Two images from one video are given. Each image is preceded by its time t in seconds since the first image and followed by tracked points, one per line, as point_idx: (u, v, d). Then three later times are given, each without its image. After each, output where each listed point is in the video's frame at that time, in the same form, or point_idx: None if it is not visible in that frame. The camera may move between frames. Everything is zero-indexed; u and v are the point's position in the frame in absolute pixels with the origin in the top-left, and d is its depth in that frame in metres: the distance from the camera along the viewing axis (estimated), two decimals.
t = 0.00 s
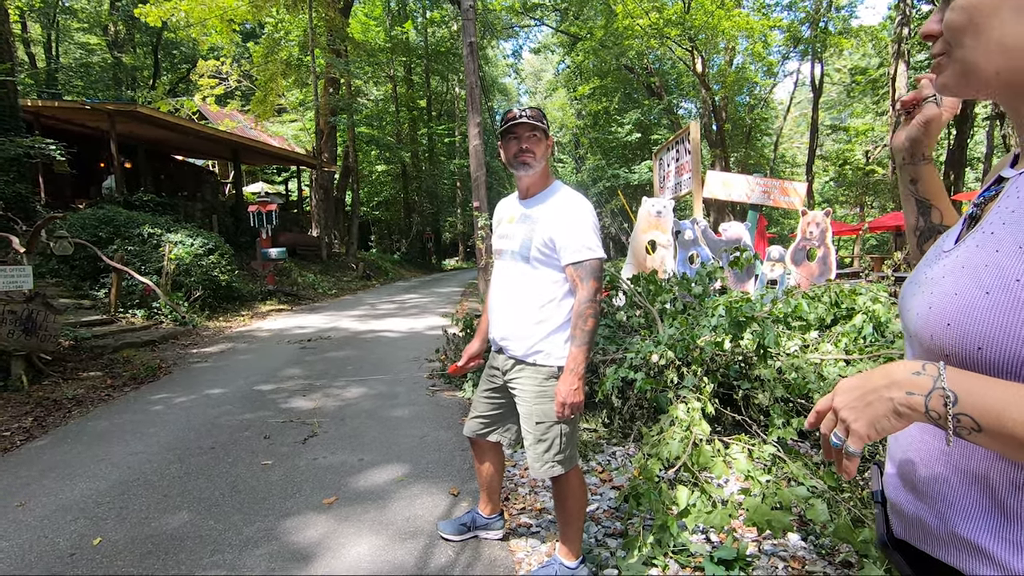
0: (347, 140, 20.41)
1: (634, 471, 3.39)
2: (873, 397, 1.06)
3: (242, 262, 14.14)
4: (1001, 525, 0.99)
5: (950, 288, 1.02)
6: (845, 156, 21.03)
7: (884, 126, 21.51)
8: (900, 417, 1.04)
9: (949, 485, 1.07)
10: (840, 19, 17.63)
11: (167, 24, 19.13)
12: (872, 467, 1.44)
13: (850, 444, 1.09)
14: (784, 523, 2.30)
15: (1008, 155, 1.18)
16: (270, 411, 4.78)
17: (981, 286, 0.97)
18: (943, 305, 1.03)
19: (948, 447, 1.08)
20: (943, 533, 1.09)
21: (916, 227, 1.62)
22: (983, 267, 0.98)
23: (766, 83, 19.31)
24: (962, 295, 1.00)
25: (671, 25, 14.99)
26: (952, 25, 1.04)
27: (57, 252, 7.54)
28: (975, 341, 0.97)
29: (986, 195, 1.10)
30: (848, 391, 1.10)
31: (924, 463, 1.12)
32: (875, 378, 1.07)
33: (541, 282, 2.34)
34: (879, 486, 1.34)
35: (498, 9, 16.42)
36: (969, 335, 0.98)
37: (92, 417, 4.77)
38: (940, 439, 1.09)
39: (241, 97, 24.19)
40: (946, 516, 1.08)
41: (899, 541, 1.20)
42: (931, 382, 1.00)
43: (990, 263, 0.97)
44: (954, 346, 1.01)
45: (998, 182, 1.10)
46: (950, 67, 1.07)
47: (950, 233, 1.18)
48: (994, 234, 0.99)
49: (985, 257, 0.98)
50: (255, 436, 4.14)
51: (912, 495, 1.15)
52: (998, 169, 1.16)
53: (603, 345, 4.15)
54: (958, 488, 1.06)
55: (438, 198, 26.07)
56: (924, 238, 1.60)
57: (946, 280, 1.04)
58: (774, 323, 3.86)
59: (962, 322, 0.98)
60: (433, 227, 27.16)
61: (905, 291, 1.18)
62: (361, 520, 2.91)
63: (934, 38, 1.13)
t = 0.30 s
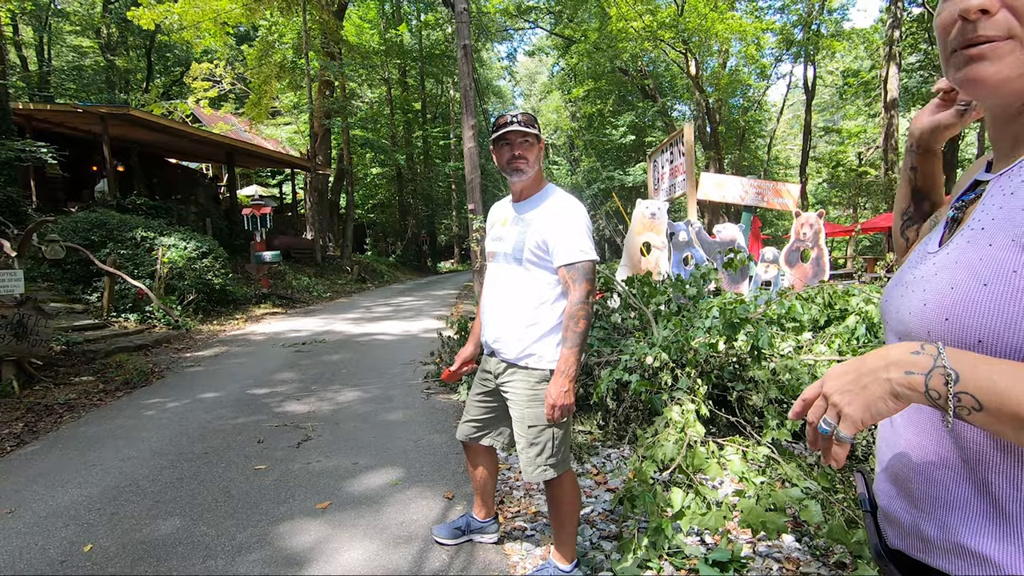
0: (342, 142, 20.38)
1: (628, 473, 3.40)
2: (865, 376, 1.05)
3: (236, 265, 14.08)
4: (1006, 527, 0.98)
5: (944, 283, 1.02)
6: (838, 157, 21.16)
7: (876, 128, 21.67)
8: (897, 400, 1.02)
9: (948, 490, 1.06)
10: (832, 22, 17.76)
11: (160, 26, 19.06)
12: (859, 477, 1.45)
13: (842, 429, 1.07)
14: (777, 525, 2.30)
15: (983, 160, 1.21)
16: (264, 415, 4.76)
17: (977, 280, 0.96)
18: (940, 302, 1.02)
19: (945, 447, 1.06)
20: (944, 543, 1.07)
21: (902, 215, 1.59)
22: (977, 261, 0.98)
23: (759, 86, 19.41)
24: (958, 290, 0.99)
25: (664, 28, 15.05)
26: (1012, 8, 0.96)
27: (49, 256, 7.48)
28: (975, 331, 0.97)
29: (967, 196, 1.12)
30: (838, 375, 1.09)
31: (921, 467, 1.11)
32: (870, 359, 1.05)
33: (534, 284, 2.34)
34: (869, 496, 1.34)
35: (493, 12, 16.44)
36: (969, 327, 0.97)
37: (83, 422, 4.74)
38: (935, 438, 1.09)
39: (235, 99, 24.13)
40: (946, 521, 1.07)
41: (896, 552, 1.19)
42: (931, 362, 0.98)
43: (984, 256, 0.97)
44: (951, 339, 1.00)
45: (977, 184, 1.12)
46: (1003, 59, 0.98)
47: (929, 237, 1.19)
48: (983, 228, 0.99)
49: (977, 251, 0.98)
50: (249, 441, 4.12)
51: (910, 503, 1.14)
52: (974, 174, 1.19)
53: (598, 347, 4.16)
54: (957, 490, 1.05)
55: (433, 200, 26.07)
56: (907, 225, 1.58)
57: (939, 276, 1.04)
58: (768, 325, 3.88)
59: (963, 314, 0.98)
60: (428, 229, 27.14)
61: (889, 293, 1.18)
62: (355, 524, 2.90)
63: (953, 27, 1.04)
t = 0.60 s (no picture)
0: (330, 143, 20.27)
1: (617, 473, 3.41)
2: (881, 392, 0.98)
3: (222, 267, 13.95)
4: (1002, 529, 0.97)
5: (938, 283, 1.00)
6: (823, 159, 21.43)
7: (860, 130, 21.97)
8: (916, 413, 0.96)
9: (940, 492, 1.05)
10: (817, 26, 17.97)
11: (145, 25, 18.86)
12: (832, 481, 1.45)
13: (860, 451, 1.00)
14: (763, 523, 2.32)
15: (951, 164, 1.23)
16: (250, 418, 4.71)
17: (974, 277, 0.95)
18: (935, 300, 1.00)
19: (938, 448, 1.05)
20: (937, 546, 1.05)
21: (827, 225, 1.63)
22: (972, 258, 0.96)
23: (746, 88, 19.61)
24: (955, 288, 0.97)
25: (652, 31, 15.16)
26: None
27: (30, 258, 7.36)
28: (975, 330, 0.95)
29: (945, 198, 1.12)
30: (848, 392, 1.02)
31: (908, 469, 1.10)
32: (883, 373, 0.98)
33: (521, 286, 2.34)
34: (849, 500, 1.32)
35: (482, 14, 16.45)
36: (967, 326, 0.95)
37: (65, 427, 4.66)
38: (925, 440, 1.07)
39: (222, 100, 23.93)
40: (937, 524, 1.05)
41: (881, 557, 1.17)
42: (948, 369, 0.92)
43: (981, 255, 0.95)
44: (951, 337, 0.98)
45: (952, 186, 1.13)
46: (1022, 60, 0.96)
47: (905, 238, 1.20)
48: (974, 229, 0.98)
49: (973, 250, 0.97)
50: (234, 444, 4.08)
51: (897, 506, 1.12)
52: (944, 177, 1.21)
53: (586, 348, 4.18)
54: (949, 492, 1.03)
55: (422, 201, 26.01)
56: (838, 232, 1.60)
57: (929, 276, 1.02)
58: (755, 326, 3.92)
59: (961, 314, 0.96)
60: (417, 230, 27.07)
61: (868, 294, 1.17)
62: (343, 527, 2.88)
63: (971, 22, 1.01)
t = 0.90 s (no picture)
0: (320, 142, 20.16)
1: (606, 473, 3.42)
2: (875, 388, 0.98)
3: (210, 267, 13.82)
4: (993, 526, 0.98)
5: (933, 286, 1.00)
6: (812, 162, 21.63)
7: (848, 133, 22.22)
8: (912, 410, 0.96)
9: (926, 491, 1.06)
10: (806, 29, 18.12)
11: (133, 22, 18.66)
12: (816, 483, 1.46)
13: (849, 443, 1.01)
14: (751, 523, 2.34)
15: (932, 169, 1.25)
16: (238, 419, 4.68)
17: (971, 278, 0.95)
18: (931, 303, 1.00)
19: (923, 445, 1.06)
20: (925, 544, 1.06)
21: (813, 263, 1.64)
22: (969, 262, 0.96)
23: (735, 91, 19.76)
24: (951, 290, 0.97)
25: (643, 32, 15.23)
26: (1012, 15, 0.97)
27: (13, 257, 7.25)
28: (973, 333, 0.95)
29: (931, 202, 1.13)
30: (841, 384, 1.01)
31: (893, 468, 1.11)
32: (881, 370, 0.98)
33: (510, 287, 2.34)
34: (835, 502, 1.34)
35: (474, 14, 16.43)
36: (966, 328, 0.96)
37: (48, 428, 4.59)
38: (909, 437, 1.08)
39: (210, 97, 23.74)
40: (926, 523, 1.06)
41: (869, 558, 1.18)
42: (947, 369, 0.93)
43: (977, 258, 0.95)
44: (950, 340, 0.98)
45: (936, 192, 1.14)
46: (997, 67, 0.99)
47: (891, 242, 1.21)
48: (967, 232, 0.99)
49: (968, 253, 0.97)
50: (222, 445, 4.04)
51: (885, 506, 1.13)
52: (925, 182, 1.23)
53: (576, 349, 4.19)
54: (935, 490, 1.04)
55: (413, 201, 25.93)
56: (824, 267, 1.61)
57: (924, 280, 1.02)
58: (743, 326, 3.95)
59: (960, 316, 0.96)
60: (408, 230, 26.98)
61: (855, 298, 1.18)
62: (331, 529, 2.86)
63: (946, 32, 1.03)
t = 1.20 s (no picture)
0: (312, 140, 20.06)
1: (597, 473, 3.43)
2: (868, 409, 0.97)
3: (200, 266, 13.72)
4: (976, 525, 0.99)
5: (912, 287, 1.01)
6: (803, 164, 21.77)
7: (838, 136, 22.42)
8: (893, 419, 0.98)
9: (915, 492, 1.06)
10: (797, 32, 18.23)
11: (123, 18, 18.49)
12: (805, 481, 1.47)
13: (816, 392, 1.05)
14: (740, 522, 2.35)
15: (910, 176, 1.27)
16: (228, 419, 4.64)
17: (947, 280, 0.96)
18: (912, 305, 1.00)
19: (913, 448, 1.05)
20: (911, 542, 1.07)
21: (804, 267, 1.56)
22: (945, 264, 0.98)
23: (727, 93, 19.86)
24: (929, 291, 0.98)
25: (636, 34, 15.29)
26: (970, 33, 0.98)
27: None
28: (951, 334, 0.96)
29: (911, 207, 1.15)
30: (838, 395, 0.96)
31: (882, 470, 1.11)
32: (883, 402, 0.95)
33: (501, 287, 2.34)
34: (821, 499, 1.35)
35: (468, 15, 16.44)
36: (945, 328, 0.96)
37: (34, 428, 4.54)
38: (898, 439, 1.08)
39: (201, 95, 23.56)
40: (911, 522, 1.07)
41: (857, 555, 1.19)
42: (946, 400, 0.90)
43: (954, 260, 0.97)
44: (929, 340, 0.98)
45: (915, 197, 1.16)
46: (957, 85, 1.01)
47: (872, 245, 1.22)
48: (944, 234, 1.00)
49: (945, 254, 0.98)
50: (211, 445, 4.01)
51: (873, 505, 1.14)
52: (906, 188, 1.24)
53: (568, 349, 4.20)
54: (922, 491, 1.05)
55: (406, 201, 25.88)
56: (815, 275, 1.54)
57: (903, 282, 1.03)
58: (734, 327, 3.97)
59: (940, 316, 0.96)
60: (401, 229, 26.91)
61: (837, 300, 1.18)
62: (320, 529, 2.85)
63: (913, 47, 1.05)
